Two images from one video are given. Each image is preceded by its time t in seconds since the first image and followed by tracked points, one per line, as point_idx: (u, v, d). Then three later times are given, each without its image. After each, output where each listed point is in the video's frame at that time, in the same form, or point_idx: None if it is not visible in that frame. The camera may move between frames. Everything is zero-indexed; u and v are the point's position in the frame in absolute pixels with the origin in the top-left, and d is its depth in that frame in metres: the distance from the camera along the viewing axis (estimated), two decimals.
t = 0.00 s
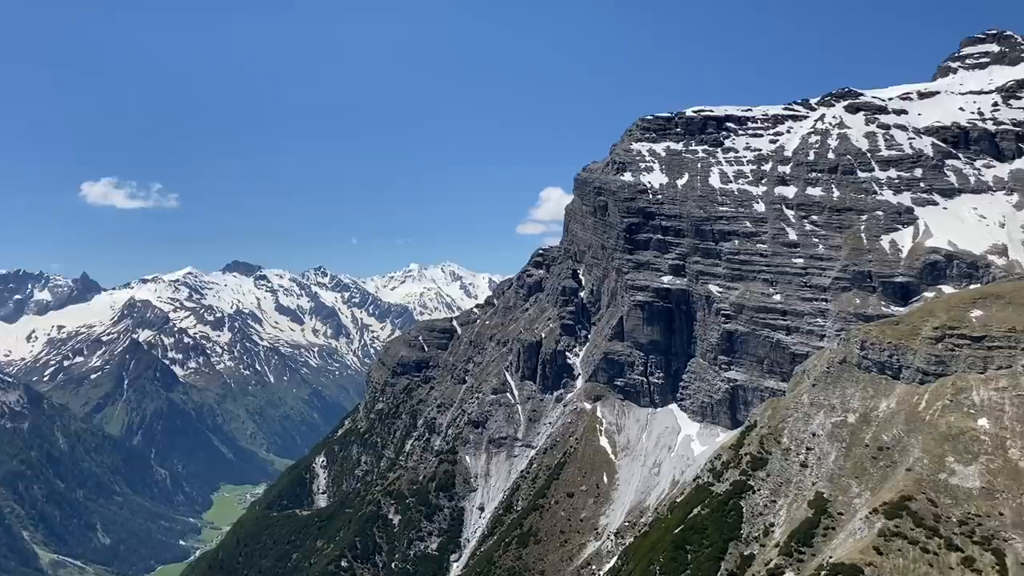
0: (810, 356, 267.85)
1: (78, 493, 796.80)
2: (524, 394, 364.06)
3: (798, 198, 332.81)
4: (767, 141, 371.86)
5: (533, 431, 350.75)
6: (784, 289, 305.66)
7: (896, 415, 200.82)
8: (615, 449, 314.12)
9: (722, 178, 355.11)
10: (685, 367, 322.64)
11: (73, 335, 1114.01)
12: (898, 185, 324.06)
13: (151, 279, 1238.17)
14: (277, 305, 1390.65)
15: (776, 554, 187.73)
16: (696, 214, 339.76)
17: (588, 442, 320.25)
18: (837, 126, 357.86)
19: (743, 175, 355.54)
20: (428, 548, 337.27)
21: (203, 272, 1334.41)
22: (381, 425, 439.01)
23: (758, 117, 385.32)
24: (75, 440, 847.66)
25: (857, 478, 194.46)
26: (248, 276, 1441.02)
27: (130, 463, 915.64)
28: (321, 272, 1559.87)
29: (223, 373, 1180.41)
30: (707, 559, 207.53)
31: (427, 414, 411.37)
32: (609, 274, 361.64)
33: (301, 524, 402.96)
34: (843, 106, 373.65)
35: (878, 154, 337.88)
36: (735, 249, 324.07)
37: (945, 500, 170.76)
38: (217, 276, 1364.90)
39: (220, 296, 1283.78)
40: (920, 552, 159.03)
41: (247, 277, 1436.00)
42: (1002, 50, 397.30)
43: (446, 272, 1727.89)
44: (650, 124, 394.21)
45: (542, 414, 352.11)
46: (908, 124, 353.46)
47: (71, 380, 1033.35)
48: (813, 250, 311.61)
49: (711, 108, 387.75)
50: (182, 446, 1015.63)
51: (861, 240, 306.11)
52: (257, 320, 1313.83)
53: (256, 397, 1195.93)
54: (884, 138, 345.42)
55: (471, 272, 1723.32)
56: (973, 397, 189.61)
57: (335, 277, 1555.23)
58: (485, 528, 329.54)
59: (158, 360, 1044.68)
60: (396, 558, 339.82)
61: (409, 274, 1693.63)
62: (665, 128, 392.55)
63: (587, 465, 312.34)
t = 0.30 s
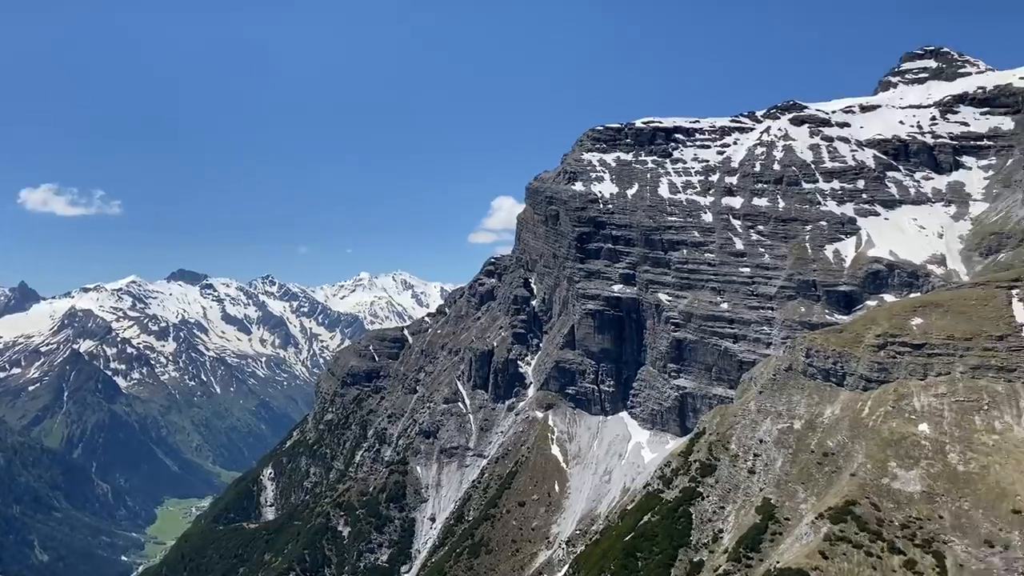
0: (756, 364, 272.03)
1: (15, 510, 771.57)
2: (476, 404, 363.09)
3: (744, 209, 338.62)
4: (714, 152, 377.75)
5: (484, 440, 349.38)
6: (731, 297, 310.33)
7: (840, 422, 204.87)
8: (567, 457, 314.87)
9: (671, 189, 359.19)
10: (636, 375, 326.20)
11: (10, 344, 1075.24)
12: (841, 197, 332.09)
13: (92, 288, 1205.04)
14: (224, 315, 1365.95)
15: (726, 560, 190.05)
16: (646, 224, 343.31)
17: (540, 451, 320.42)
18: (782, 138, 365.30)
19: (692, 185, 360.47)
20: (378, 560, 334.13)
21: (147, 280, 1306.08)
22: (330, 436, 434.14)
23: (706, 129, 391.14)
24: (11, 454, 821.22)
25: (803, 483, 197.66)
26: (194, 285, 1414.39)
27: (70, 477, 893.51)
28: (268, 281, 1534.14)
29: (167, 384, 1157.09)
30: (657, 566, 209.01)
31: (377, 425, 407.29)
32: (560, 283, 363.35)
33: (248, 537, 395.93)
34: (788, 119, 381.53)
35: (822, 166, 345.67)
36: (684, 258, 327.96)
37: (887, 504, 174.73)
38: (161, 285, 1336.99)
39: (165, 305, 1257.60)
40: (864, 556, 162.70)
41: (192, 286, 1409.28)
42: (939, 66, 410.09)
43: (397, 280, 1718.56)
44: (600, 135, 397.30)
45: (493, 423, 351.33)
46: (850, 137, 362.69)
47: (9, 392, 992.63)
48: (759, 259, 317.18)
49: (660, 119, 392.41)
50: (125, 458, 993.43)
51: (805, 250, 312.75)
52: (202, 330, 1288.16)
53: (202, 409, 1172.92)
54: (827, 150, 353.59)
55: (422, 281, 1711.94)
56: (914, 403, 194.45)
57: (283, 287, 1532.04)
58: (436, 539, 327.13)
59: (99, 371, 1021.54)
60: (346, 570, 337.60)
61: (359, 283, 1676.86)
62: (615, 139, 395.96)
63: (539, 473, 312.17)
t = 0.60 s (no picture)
0: (704, 370, 275.79)
1: None
2: (426, 412, 361.48)
3: (692, 218, 343.51)
4: (663, 162, 382.54)
5: (434, 448, 347.48)
6: (679, 304, 314.29)
7: (785, 426, 208.54)
8: (518, 465, 315.04)
9: (621, 197, 362.43)
10: (586, 381, 328.60)
11: None
12: (785, 206, 339.32)
13: (29, 295, 1169.48)
14: (168, 323, 1335.63)
15: (674, 564, 192.15)
16: (596, 231, 345.95)
17: (490, 459, 319.98)
18: (729, 148, 371.51)
19: (640, 194, 364.35)
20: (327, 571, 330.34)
21: (87, 287, 1271.25)
22: (278, 445, 427.89)
23: (654, 138, 395.85)
24: None
25: (749, 488, 200.56)
26: (136, 293, 1381.28)
27: (5, 491, 867.87)
28: (213, 288, 1496.64)
29: (110, 394, 1126.74)
30: (606, 573, 210.42)
31: (326, 434, 402.53)
32: (511, 290, 363.93)
33: (193, 549, 387.97)
34: (735, 129, 388.28)
35: (767, 176, 352.51)
36: (633, 266, 331.23)
37: (831, 508, 178.17)
38: (102, 292, 1302.36)
39: (106, 312, 1225.66)
40: (809, 559, 166.00)
41: (134, 293, 1376.09)
42: (880, 79, 421.52)
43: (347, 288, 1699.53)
44: (551, 143, 399.00)
45: (444, 431, 349.65)
46: (793, 147, 370.66)
47: None
48: (706, 267, 321.92)
49: (609, 128, 395.85)
50: (64, 469, 964.01)
51: (751, 258, 318.45)
52: (146, 338, 1254.98)
53: (145, 418, 1144.78)
54: (772, 160, 360.71)
55: (371, 288, 1695.03)
56: (856, 407, 199.05)
57: (229, 293, 1492.23)
58: (385, 548, 324.13)
59: (37, 380, 989.13)
60: None
61: (307, 290, 1654.30)
62: (565, 147, 397.82)
63: (489, 481, 311.58)
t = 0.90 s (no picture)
0: (653, 375, 278.62)
1: None
2: (375, 419, 358.36)
3: (641, 224, 347.15)
4: (613, 169, 385.68)
5: (384, 456, 344.23)
6: (629, 310, 317.17)
7: (732, 430, 211.44)
8: (468, 471, 313.91)
9: (571, 204, 363.80)
10: (537, 387, 329.96)
11: None
12: (731, 214, 345.07)
13: None
14: (109, 329, 1299.64)
15: (624, 569, 193.05)
16: (547, 237, 347.19)
17: (441, 465, 318.11)
18: (677, 156, 376.35)
19: (591, 201, 366.46)
20: None
21: (24, 293, 1232.99)
22: (223, 454, 420.18)
23: (604, 145, 398.66)
24: None
25: (697, 491, 202.72)
26: (76, 298, 1343.30)
27: None
28: (157, 294, 1457.66)
29: (48, 403, 1097.90)
30: None
31: (273, 442, 396.15)
32: (463, 296, 363.26)
33: (134, 561, 378.39)
34: (683, 137, 393.44)
35: (714, 184, 357.99)
36: (584, 272, 333.11)
37: (777, 510, 180.84)
38: (40, 298, 1264.41)
39: (44, 319, 1192.09)
40: (756, 561, 168.14)
41: (74, 298, 1338.16)
42: (823, 89, 431.18)
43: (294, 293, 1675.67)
44: (502, 149, 398.92)
45: (393, 438, 346.65)
46: (740, 156, 377.15)
47: None
48: (655, 273, 325.58)
49: (560, 135, 397.45)
50: None
51: (699, 264, 322.76)
52: (85, 345, 1218.82)
53: (85, 427, 1113.50)
54: (719, 169, 366.38)
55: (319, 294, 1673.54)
56: (801, 411, 202.73)
57: (172, 299, 1460.60)
58: (333, 557, 319.85)
59: None
60: None
61: (253, 295, 1627.25)
62: (517, 153, 398.09)
63: (439, 488, 309.65)
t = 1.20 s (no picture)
0: (605, 378, 281.05)
1: None
2: (326, 425, 354.83)
3: (594, 228, 349.98)
4: (565, 174, 387.84)
5: (335, 461, 340.75)
6: (582, 313, 319.23)
7: (682, 432, 214.02)
8: (421, 475, 312.26)
9: (525, 208, 364.80)
10: (490, 391, 330.47)
11: None
12: (682, 219, 349.88)
13: None
14: (50, 333, 1259.93)
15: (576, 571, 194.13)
16: (500, 241, 347.70)
17: (392, 470, 315.87)
18: (629, 162, 380.02)
19: (544, 205, 367.88)
20: None
21: None
22: (170, 461, 412.14)
23: (558, 150, 400.40)
24: None
25: (648, 492, 204.63)
26: (15, 301, 1303.71)
27: None
28: (101, 297, 1424.14)
29: None
30: None
31: (221, 448, 389.59)
32: (416, 300, 361.84)
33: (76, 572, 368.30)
34: (634, 143, 397.49)
35: (664, 189, 362.49)
36: (537, 276, 334.41)
37: (726, 510, 183.40)
38: None
39: None
40: (705, 562, 170.44)
41: (13, 302, 1299.18)
42: (771, 97, 439.32)
43: (243, 297, 1648.38)
44: (456, 152, 397.81)
45: (344, 444, 343.43)
46: (690, 162, 382.44)
47: None
48: (607, 277, 328.31)
49: (513, 139, 398.38)
50: None
51: (650, 268, 326.53)
52: (25, 349, 1178.51)
53: (24, 435, 1093.09)
54: (670, 174, 371.04)
55: (269, 298, 1648.69)
56: (749, 413, 206.16)
57: (117, 302, 1428.74)
58: (283, 564, 315.45)
59: None
60: None
61: (201, 299, 1596.93)
62: (470, 156, 397.46)
63: (391, 493, 307.34)
